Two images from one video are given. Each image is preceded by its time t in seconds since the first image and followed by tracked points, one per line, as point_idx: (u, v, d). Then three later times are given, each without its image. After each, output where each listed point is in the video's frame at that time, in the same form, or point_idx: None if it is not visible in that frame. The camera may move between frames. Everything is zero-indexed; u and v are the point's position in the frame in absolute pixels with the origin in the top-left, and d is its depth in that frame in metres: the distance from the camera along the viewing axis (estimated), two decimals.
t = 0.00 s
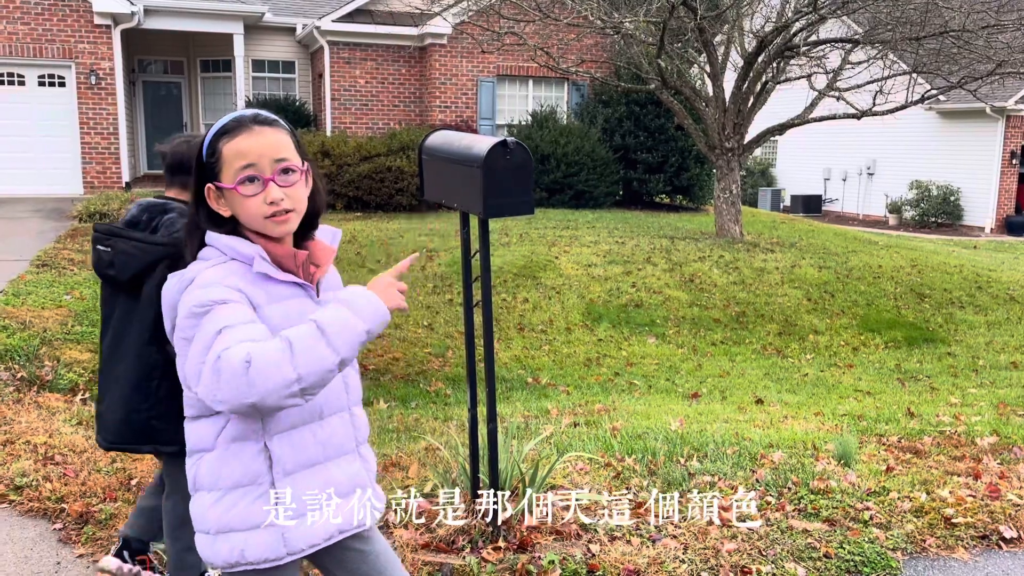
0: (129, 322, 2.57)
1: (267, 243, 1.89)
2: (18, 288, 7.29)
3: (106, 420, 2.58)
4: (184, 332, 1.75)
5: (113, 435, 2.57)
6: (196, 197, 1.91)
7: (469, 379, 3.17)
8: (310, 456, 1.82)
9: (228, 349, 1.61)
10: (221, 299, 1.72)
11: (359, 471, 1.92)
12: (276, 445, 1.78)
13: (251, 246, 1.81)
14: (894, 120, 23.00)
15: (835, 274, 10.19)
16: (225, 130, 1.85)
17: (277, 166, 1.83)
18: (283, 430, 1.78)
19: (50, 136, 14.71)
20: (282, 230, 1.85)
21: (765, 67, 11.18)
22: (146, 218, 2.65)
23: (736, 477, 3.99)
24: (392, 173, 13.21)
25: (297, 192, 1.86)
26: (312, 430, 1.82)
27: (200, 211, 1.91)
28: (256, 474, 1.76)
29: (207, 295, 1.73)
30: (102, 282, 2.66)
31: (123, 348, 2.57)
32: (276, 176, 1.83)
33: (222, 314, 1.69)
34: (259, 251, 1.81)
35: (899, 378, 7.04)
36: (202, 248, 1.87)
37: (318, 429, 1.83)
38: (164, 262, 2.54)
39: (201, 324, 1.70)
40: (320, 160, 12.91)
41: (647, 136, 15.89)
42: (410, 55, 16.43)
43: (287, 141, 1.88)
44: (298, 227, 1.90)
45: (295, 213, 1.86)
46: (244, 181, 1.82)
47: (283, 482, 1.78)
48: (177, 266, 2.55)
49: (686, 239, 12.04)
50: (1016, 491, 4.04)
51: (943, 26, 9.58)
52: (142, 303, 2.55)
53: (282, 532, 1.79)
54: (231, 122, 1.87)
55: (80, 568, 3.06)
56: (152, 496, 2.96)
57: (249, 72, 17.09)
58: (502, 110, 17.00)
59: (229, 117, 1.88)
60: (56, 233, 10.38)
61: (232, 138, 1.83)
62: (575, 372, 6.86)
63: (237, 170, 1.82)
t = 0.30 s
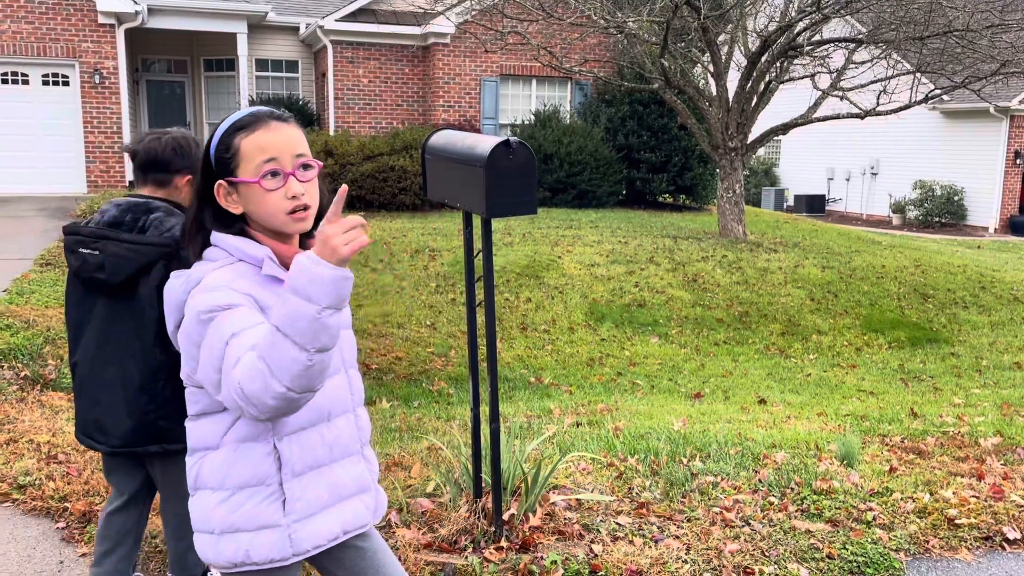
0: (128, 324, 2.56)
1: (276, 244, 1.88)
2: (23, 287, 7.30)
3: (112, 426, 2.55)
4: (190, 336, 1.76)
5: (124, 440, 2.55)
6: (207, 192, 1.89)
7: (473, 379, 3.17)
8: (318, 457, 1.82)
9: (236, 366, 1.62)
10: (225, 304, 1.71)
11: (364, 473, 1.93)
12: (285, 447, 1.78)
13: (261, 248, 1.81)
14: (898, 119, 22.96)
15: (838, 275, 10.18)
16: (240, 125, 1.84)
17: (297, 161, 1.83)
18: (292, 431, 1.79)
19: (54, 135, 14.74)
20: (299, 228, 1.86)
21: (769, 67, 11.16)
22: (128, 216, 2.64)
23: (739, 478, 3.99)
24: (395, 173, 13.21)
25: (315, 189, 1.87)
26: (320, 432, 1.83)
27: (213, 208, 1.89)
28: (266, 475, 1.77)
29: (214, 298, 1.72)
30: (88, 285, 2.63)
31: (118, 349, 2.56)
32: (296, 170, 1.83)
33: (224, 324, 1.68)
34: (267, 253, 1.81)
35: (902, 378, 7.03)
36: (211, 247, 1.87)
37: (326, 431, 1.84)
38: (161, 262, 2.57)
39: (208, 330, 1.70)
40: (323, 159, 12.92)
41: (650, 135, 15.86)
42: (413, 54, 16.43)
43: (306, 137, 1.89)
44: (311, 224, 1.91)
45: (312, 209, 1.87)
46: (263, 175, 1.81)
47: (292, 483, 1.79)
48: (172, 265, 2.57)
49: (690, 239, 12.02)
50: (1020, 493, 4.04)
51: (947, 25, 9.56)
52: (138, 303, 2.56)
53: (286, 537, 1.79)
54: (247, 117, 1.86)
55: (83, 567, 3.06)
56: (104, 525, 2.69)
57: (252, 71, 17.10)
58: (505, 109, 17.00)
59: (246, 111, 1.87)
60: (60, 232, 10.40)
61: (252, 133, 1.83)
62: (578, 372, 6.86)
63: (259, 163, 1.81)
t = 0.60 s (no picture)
0: (110, 326, 2.56)
1: (279, 247, 1.87)
2: (26, 286, 7.31)
3: (100, 429, 2.56)
4: (179, 338, 1.76)
5: (113, 443, 2.56)
6: (213, 190, 1.90)
7: (475, 379, 3.17)
8: (309, 464, 1.82)
9: (210, 381, 1.60)
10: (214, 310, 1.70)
11: (358, 480, 1.92)
12: (274, 453, 1.77)
13: (261, 251, 1.80)
14: (902, 119, 22.92)
15: (842, 275, 10.17)
16: (250, 123, 1.85)
17: (304, 162, 1.84)
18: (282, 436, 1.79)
19: (58, 134, 14.78)
20: (304, 229, 1.85)
21: (773, 67, 11.15)
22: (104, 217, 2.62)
23: (743, 478, 3.99)
24: (399, 173, 13.20)
25: (321, 191, 1.87)
26: (312, 438, 1.83)
27: (219, 207, 1.90)
28: (254, 482, 1.76)
29: (201, 304, 1.72)
30: (66, 288, 2.60)
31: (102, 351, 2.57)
32: (303, 171, 1.84)
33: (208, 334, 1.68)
34: (266, 257, 1.80)
35: (907, 379, 7.02)
36: (214, 246, 1.87)
37: (319, 438, 1.84)
38: (144, 261, 2.57)
39: (196, 335, 1.71)
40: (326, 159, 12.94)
41: (654, 135, 15.84)
42: (417, 54, 16.44)
43: (315, 139, 1.89)
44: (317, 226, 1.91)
45: (316, 212, 1.87)
46: (271, 174, 1.81)
47: (280, 490, 1.78)
48: (156, 264, 2.59)
49: (693, 239, 12.00)
50: None
51: (952, 25, 9.54)
52: (122, 304, 2.57)
53: (276, 542, 1.79)
54: (257, 115, 1.87)
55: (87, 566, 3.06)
56: (91, 529, 2.68)
57: (256, 70, 17.12)
58: (509, 109, 17.01)
59: (255, 110, 1.87)
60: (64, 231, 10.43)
61: (260, 131, 1.83)
62: (581, 372, 6.85)
63: (266, 162, 1.81)
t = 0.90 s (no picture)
0: (107, 328, 2.56)
1: (280, 249, 1.88)
2: (32, 284, 7.33)
3: (103, 429, 2.57)
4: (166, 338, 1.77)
5: (116, 442, 2.58)
6: (219, 188, 1.91)
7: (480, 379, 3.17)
8: (304, 468, 1.84)
9: (178, 425, 1.67)
10: (206, 322, 1.72)
11: (356, 483, 1.93)
12: (266, 456, 1.80)
13: (258, 255, 1.81)
14: (907, 119, 22.87)
15: (847, 275, 10.17)
16: (255, 123, 1.86)
17: (306, 165, 1.84)
18: (275, 441, 1.81)
19: (64, 133, 14.82)
20: (304, 231, 1.86)
21: (778, 68, 11.14)
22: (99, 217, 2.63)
23: (748, 478, 3.99)
24: (404, 172, 13.21)
25: (322, 195, 1.87)
26: (308, 442, 1.85)
27: (225, 204, 1.92)
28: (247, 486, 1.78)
29: (193, 310, 1.72)
30: (63, 291, 2.59)
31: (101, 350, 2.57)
32: (305, 174, 1.84)
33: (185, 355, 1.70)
34: (264, 260, 1.81)
35: (912, 380, 7.02)
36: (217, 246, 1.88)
37: (315, 442, 1.86)
38: (140, 261, 2.56)
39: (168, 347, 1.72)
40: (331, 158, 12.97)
41: (659, 135, 15.84)
42: (422, 54, 16.45)
43: (320, 140, 1.89)
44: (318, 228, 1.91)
45: (316, 216, 1.87)
46: (272, 175, 1.82)
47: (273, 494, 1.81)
48: (153, 264, 2.58)
49: (698, 239, 11.99)
50: None
51: (957, 26, 9.52)
52: (120, 305, 2.56)
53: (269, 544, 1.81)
54: (263, 116, 1.88)
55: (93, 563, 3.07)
56: (92, 529, 2.67)
57: (261, 70, 17.15)
58: (513, 109, 17.03)
59: (261, 110, 1.88)
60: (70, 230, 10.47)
61: (265, 130, 1.84)
62: (586, 372, 6.85)
63: (267, 163, 1.82)
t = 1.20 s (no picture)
0: (113, 324, 2.56)
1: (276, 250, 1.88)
2: (38, 283, 7.35)
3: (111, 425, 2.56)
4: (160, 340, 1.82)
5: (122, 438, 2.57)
6: (221, 189, 1.94)
7: (485, 378, 3.17)
8: (292, 470, 1.84)
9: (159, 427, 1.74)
10: (193, 323, 1.74)
11: (347, 488, 1.93)
12: (254, 457, 1.81)
13: (251, 255, 1.81)
14: (913, 120, 22.82)
15: (852, 275, 10.15)
16: (255, 124, 1.88)
17: (300, 168, 1.85)
18: (264, 441, 1.82)
19: (71, 132, 14.88)
20: (297, 233, 1.86)
21: (784, 67, 11.11)
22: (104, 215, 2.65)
23: (753, 478, 3.98)
24: (408, 171, 13.22)
25: (315, 198, 1.88)
26: (298, 444, 1.85)
27: (225, 204, 1.93)
28: (234, 485, 1.80)
29: (184, 310, 1.75)
30: (69, 289, 2.59)
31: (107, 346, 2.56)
32: (298, 176, 1.85)
33: (171, 356, 1.75)
34: (256, 260, 1.81)
35: (918, 381, 7.00)
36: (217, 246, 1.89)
37: (306, 444, 1.86)
38: (145, 258, 2.57)
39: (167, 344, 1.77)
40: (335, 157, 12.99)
41: (664, 135, 15.81)
42: (427, 53, 16.45)
43: (317, 143, 1.90)
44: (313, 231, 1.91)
45: (309, 219, 1.87)
46: (265, 177, 1.84)
47: (261, 494, 1.82)
48: (159, 260, 2.59)
49: (703, 239, 11.96)
50: None
51: (964, 25, 9.49)
52: (126, 301, 2.57)
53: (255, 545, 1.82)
54: (263, 117, 1.90)
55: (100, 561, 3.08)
56: (100, 526, 2.69)
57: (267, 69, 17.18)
58: (518, 108, 17.03)
59: (262, 112, 1.91)
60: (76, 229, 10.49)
61: (261, 132, 1.86)
62: (591, 372, 6.85)
63: (261, 166, 1.84)
